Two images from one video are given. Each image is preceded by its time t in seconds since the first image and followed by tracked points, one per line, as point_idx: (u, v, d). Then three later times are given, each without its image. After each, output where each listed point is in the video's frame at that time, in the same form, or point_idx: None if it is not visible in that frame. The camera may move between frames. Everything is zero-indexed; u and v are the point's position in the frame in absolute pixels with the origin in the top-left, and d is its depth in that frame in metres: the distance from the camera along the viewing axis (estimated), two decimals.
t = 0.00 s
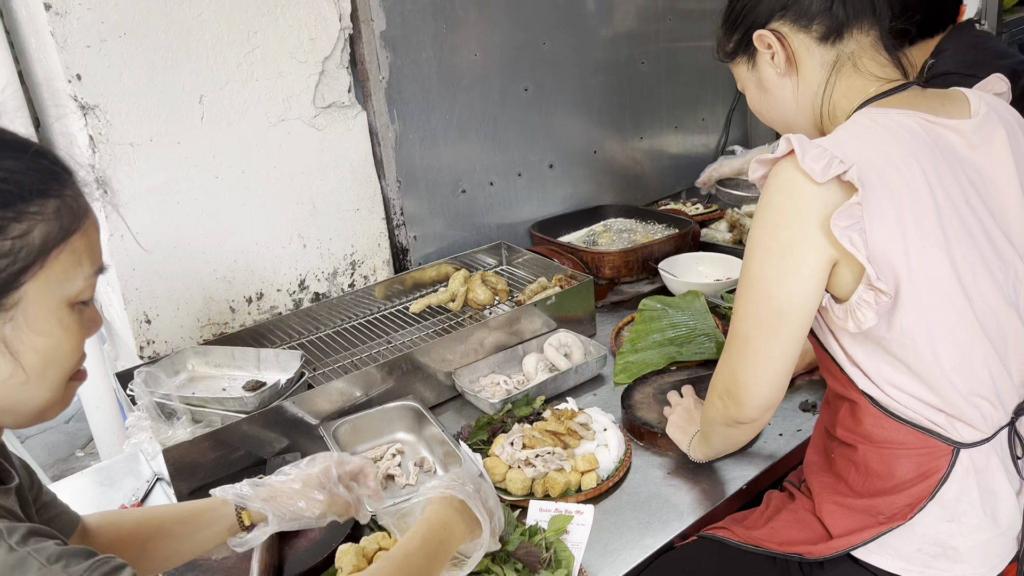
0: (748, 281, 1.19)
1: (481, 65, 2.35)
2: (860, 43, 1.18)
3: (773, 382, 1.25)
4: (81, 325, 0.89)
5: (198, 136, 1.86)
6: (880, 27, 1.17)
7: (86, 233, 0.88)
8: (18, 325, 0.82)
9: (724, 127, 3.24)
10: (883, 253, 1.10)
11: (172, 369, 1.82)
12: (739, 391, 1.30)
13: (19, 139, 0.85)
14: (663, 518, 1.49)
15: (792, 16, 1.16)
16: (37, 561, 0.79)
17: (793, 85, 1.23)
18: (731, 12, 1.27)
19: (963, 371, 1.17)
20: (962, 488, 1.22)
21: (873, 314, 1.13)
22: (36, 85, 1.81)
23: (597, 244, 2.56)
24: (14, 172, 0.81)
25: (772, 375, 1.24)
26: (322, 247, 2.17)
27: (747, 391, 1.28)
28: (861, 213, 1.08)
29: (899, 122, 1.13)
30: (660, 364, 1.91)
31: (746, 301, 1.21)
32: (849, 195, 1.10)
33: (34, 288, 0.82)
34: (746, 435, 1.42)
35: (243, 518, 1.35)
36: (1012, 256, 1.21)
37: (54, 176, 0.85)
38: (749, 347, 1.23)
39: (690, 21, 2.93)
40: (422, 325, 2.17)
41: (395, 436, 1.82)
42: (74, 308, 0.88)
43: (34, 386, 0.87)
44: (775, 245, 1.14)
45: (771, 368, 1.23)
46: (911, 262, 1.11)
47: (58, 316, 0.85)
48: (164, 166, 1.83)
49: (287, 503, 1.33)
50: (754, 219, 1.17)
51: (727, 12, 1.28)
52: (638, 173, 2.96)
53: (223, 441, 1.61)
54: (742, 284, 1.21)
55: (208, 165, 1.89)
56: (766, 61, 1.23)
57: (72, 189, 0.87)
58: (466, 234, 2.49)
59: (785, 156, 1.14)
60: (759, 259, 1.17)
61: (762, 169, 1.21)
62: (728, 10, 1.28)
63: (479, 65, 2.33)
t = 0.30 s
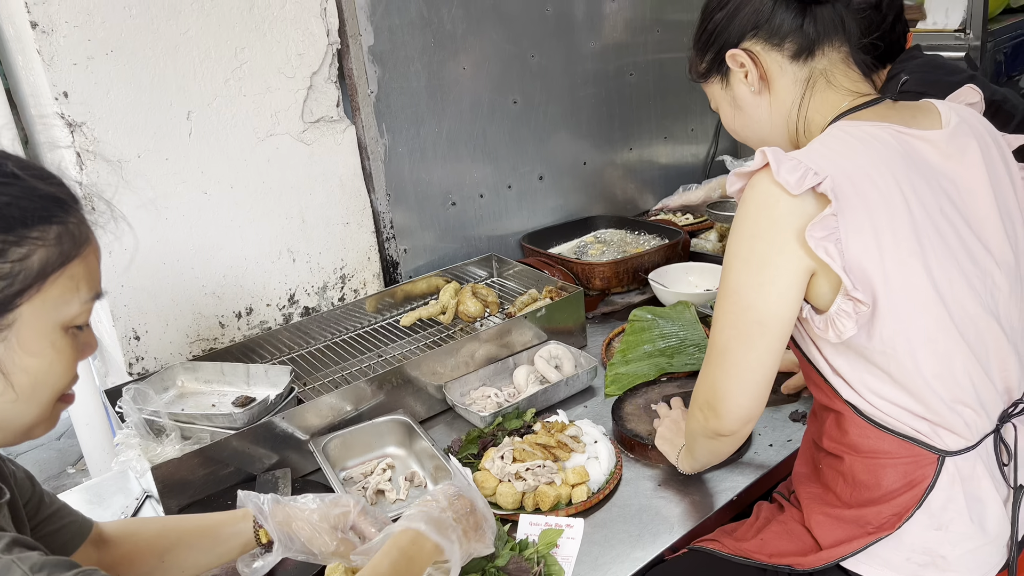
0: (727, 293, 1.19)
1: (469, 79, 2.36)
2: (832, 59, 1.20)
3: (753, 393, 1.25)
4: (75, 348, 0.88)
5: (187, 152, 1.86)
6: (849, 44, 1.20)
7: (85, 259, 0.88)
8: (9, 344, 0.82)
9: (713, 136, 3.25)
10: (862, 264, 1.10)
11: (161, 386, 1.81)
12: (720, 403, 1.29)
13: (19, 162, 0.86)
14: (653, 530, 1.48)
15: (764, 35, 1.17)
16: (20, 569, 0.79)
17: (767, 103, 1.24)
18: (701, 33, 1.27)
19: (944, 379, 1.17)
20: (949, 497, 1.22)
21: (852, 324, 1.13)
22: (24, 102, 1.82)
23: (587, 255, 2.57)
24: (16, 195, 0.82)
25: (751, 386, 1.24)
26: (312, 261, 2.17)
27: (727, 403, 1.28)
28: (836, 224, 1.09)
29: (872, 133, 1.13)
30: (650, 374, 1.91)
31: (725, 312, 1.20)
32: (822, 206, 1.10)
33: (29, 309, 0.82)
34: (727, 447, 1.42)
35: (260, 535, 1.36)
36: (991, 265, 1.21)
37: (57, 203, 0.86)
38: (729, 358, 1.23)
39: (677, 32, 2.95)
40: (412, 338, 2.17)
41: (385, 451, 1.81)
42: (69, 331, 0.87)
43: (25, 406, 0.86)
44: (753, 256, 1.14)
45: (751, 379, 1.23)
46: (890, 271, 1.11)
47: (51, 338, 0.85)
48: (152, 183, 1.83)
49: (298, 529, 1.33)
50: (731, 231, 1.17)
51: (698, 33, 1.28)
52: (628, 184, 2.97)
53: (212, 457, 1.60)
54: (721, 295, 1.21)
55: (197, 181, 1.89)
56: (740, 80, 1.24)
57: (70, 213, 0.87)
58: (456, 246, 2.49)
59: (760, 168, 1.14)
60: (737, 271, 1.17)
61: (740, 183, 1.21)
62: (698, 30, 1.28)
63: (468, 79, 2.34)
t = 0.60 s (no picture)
0: (733, 306, 1.20)
1: (462, 90, 2.37)
2: (836, 62, 1.21)
3: (762, 404, 1.26)
4: (55, 364, 0.89)
5: (180, 164, 1.87)
6: (852, 47, 1.21)
7: (71, 275, 0.89)
8: None
9: (704, 145, 3.27)
10: (862, 274, 1.11)
11: (155, 398, 1.81)
12: (731, 415, 1.30)
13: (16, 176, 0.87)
14: (647, 537, 1.49)
15: (768, 36, 1.18)
16: None
17: (769, 103, 1.25)
18: (705, 30, 1.28)
19: (941, 387, 1.19)
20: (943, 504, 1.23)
21: (852, 334, 1.14)
22: (16, 114, 1.82)
23: (580, 264, 2.58)
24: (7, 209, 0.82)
25: (761, 398, 1.25)
26: (305, 272, 2.18)
27: (738, 415, 1.29)
28: (837, 235, 1.10)
29: (869, 142, 1.14)
30: (643, 382, 1.92)
31: (731, 324, 1.22)
32: (824, 219, 1.12)
33: (14, 321, 0.83)
34: (736, 457, 1.42)
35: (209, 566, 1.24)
36: (986, 273, 1.22)
37: (44, 218, 0.85)
38: (739, 370, 1.24)
39: (667, 42, 2.97)
40: (406, 348, 2.17)
41: (379, 461, 1.81)
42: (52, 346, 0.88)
43: (1, 422, 0.85)
44: (756, 269, 1.15)
45: (760, 390, 1.24)
46: (889, 281, 1.12)
47: (34, 351, 0.85)
48: (145, 195, 1.83)
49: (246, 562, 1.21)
50: (732, 242, 1.18)
51: (701, 30, 1.29)
52: (620, 192, 2.98)
53: (206, 469, 1.60)
54: (727, 308, 1.22)
55: (189, 192, 1.90)
56: (743, 79, 1.24)
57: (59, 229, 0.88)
58: (450, 255, 2.49)
59: (760, 180, 1.16)
60: (741, 283, 1.18)
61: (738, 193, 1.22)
62: (702, 27, 1.29)
63: (461, 88, 2.35)
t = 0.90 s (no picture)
0: (722, 311, 1.22)
1: (453, 97, 2.39)
2: (825, 65, 1.24)
3: (751, 408, 1.28)
4: (14, 371, 0.87)
5: (171, 173, 1.87)
6: (841, 51, 1.24)
7: (25, 280, 0.88)
8: None
9: (693, 151, 3.30)
10: (853, 280, 1.13)
11: (147, 406, 1.81)
12: (719, 418, 1.32)
13: None
14: (640, 539, 1.50)
15: (759, 39, 1.20)
16: None
17: (758, 106, 1.27)
18: (694, 33, 1.29)
19: (930, 391, 1.20)
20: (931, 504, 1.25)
21: (845, 339, 1.16)
22: (6, 124, 1.82)
23: (570, 270, 2.59)
24: None
25: (749, 400, 1.27)
26: (297, 279, 2.18)
27: (726, 418, 1.31)
28: (829, 242, 1.11)
29: (860, 149, 1.16)
30: (634, 386, 1.94)
31: (721, 329, 1.23)
32: (817, 227, 1.13)
33: None
34: (725, 458, 1.44)
35: None
36: (973, 277, 1.24)
37: None
38: (728, 374, 1.25)
39: (656, 49, 3.00)
40: (398, 354, 2.18)
41: (372, 467, 1.82)
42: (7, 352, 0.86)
43: None
44: (747, 275, 1.17)
45: (748, 394, 1.26)
46: (879, 286, 1.14)
47: None
48: (135, 203, 1.83)
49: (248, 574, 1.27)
50: (724, 248, 1.20)
51: (690, 32, 1.30)
52: (610, 198, 3.00)
53: (199, 476, 1.60)
54: (716, 312, 1.24)
55: (180, 201, 1.90)
56: (732, 80, 1.26)
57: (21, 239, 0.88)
58: (441, 261, 2.50)
59: (751, 186, 1.17)
60: (732, 289, 1.19)
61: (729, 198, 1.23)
62: (690, 30, 1.30)
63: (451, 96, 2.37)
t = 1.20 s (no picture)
0: (712, 309, 1.24)
1: (444, 102, 2.40)
2: (806, 72, 1.26)
3: (740, 405, 1.30)
4: (13, 400, 0.90)
5: (165, 178, 1.88)
6: (821, 57, 1.26)
7: (27, 314, 0.89)
8: None
9: (682, 155, 3.33)
10: (846, 279, 1.15)
11: (141, 410, 1.81)
12: (710, 415, 1.34)
13: None
14: (635, 538, 1.52)
15: (740, 46, 1.23)
16: None
17: (741, 113, 1.29)
18: (676, 45, 1.32)
19: (919, 386, 1.23)
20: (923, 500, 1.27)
21: (837, 337, 1.18)
22: None
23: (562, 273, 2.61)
24: None
25: (739, 398, 1.29)
26: (290, 284, 2.19)
27: (716, 415, 1.33)
28: (818, 241, 1.14)
29: (847, 151, 1.18)
30: (627, 388, 1.95)
31: (711, 327, 1.25)
32: (807, 227, 1.16)
33: None
34: (715, 456, 1.46)
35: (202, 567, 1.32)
36: (959, 275, 1.26)
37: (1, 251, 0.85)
38: (719, 372, 1.27)
39: (644, 55, 3.02)
40: (391, 358, 2.19)
41: (367, 470, 1.82)
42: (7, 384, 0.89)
43: None
44: (737, 274, 1.19)
45: (738, 391, 1.28)
46: (870, 285, 1.16)
47: None
48: (129, 208, 1.83)
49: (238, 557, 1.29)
50: (714, 247, 1.22)
51: (672, 44, 1.33)
52: (600, 202, 3.03)
53: (195, 481, 1.61)
54: (706, 310, 1.26)
55: (174, 206, 1.91)
56: (715, 88, 1.28)
57: (25, 253, 0.89)
58: (433, 266, 2.52)
59: (741, 187, 1.19)
60: (722, 287, 1.21)
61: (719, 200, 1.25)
62: (672, 42, 1.33)
63: (442, 101, 2.38)
